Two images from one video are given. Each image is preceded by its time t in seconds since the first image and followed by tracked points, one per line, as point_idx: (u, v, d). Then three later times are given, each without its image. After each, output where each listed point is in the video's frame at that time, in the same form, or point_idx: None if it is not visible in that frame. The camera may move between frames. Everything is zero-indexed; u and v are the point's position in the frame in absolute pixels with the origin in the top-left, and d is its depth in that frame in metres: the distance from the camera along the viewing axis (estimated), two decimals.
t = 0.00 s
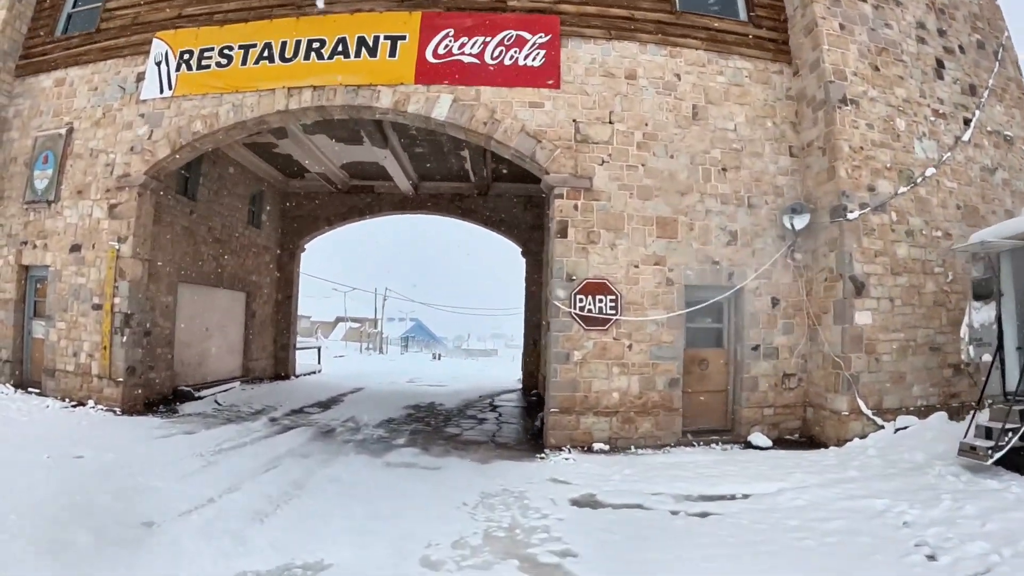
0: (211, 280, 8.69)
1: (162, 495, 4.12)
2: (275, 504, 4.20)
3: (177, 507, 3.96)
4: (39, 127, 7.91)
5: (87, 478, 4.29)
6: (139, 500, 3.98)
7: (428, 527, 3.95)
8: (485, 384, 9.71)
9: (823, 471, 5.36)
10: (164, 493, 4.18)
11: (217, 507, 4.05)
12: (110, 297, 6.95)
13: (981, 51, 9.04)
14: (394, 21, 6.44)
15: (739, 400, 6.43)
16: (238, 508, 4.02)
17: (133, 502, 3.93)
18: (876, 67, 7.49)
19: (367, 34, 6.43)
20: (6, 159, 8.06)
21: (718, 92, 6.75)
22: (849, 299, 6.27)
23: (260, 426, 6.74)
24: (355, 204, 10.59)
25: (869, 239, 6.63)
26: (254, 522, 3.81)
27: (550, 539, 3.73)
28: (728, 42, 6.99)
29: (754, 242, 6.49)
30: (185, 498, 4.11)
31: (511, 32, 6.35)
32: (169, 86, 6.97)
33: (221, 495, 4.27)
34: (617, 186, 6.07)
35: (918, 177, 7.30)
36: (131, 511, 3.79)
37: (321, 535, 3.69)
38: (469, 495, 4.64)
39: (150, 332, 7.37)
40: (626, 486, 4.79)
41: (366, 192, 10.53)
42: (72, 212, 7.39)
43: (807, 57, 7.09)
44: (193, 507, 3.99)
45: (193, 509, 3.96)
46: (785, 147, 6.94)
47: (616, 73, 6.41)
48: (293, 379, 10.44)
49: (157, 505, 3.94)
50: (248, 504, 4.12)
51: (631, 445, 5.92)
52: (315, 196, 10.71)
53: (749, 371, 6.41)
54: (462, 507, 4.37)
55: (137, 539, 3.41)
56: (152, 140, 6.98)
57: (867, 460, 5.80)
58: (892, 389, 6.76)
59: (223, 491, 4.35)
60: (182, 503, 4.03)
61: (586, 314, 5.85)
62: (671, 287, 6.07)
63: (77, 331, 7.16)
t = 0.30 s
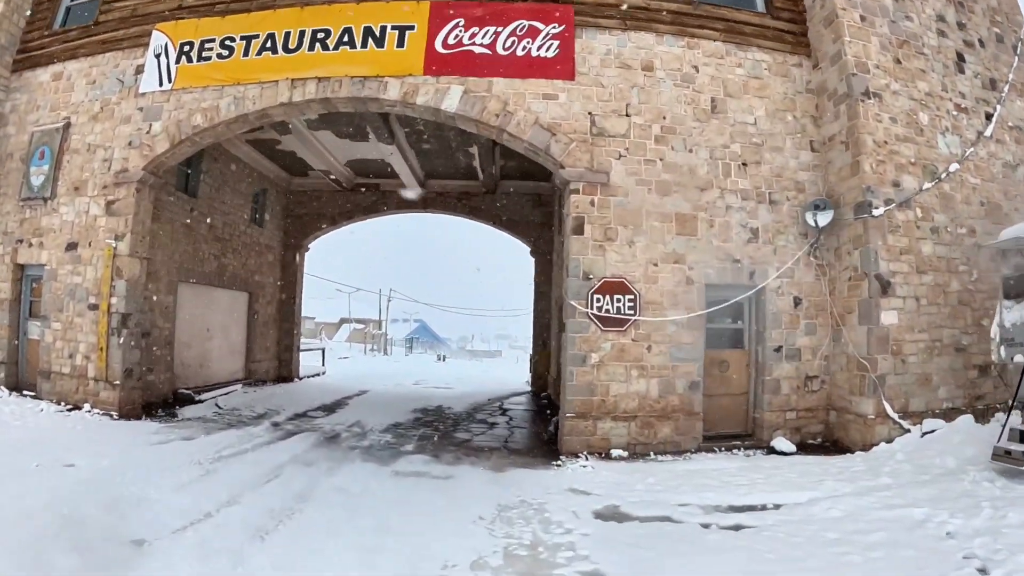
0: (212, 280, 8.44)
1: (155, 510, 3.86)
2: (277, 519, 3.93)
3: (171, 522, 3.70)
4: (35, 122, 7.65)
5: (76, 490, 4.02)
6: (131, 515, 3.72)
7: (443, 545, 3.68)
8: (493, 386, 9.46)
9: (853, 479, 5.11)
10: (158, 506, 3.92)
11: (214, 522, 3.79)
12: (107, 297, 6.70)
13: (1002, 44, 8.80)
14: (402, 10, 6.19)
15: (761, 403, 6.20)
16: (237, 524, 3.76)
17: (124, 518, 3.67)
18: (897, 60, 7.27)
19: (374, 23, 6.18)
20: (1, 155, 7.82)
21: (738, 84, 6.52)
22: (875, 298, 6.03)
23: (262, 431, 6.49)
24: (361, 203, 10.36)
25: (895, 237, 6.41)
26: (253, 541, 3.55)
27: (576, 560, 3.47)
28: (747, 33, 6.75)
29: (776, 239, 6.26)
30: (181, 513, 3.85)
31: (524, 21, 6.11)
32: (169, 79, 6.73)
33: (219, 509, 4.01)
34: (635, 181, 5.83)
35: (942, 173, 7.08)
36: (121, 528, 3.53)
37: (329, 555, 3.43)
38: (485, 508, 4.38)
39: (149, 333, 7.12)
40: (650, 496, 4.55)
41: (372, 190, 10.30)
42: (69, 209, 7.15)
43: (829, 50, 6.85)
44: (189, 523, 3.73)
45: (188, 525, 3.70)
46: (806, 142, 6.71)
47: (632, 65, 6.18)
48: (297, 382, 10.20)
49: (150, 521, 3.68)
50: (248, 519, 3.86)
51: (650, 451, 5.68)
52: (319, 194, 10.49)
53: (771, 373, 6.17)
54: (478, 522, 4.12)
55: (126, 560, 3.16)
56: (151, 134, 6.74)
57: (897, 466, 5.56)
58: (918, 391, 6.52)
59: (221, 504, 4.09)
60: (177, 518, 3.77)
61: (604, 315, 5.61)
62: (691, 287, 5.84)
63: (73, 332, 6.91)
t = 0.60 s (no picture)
0: (217, 282, 8.20)
1: (154, 526, 3.61)
2: (283, 536, 3.68)
3: (170, 541, 3.45)
4: (35, 119, 7.42)
5: (69, 504, 3.76)
6: (127, 533, 3.47)
7: (463, 565, 3.42)
8: (505, 390, 9.20)
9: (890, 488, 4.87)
10: (157, 523, 3.67)
11: (216, 540, 3.54)
12: (107, 298, 6.46)
13: None
14: (413, 0, 5.97)
15: (787, 408, 5.97)
16: (242, 542, 3.51)
17: (120, 536, 3.43)
18: (921, 54, 7.06)
19: (384, 14, 5.96)
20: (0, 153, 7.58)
21: (760, 78, 6.30)
22: (905, 298, 5.80)
23: (268, 438, 6.24)
24: (369, 203, 10.14)
25: (923, 234, 6.20)
26: (257, 562, 3.29)
27: None
28: (768, 26, 6.53)
29: (802, 238, 6.05)
30: (180, 530, 3.60)
31: (540, 12, 5.88)
32: (172, 73, 6.50)
33: (222, 525, 3.76)
34: (656, 177, 5.61)
35: (968, 169, 6.86)
36: (115, 548, 3.28)
37: None
38: (507, 522, 4.11)
39: (150, 337, 6.87)
40: (681, 507, 4.30)
41: (380, 190, 10.09)
42: (68, 208, 6.91)
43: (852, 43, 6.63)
44: (189, 542, 3.48)
45: (188, 544, 3.45)
46: (830, 138, 6.49)
47: (652, 57, 5.96)
48: (304, 386, 9.96)
49: (147, 540, 3.43)
50: (253, 536, 3.60)
51: (674, 459, 5.44)
52: (326, 195, 10.27)
53: (798, 377, 5.95)
54: (501, 539, 3.86)
55: None
56: (153, 130, 6.51)
57: (932, 472, 5.33)
58: (949, 394, 6.29)
59: (224, 520, 3.84)
60: (177, 536, 3.52)
61: (626, 317, 5.38)
62: (716, 287, 5.61)
63: (72, 335, 6.67)
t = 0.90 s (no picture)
0: (219, 284, 7.99)
1: (149, 544, 3.39)
2: (288, 554, 3.46)
3: (167, 560, 3.23)
4: (34, 117, 7.22)
5: (61, 519, 3.53)
6: (122, 551, 3.25)
7: None
8: (514, 396, 8.99)
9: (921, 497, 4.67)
10: (154, 540, 3.45)
11: (216, 559, 3.31)
12: (105, 300, 6.24)
13: None
14: None
15: (809, 414, 5.78)
16: (244, 561, 3.29)
17: (114, 555, 3.21)
18: (941, 50, 6.88)
19: (393, 7, 5.77)
20: None
21: (779, 74, 6.12)
22: (930, 300, 5.62)
23: (272, 446, 6.02)
24: (374, 205, 9.95)
25: (948, 234, 6.01)
26: None
27: None
28: (786, 21, 6.35)
29: (824, 238, 5.86)
30: (179, 548, 3.38)
31: (554, 6, 5.69)
32: (174, 68, 6.31)
33: (222, 542, 3.54)
34: (675, 175, 5.42)
35: (991, 167, 6.68)
36: (108, 568, 3.07)
37: None
38: (527, 537, 3.89)
39: (150, 341, 6.66)
40: (708, 520, 4.09)
41: (386, 191, 9.90)
42: (66, 208, 6.70)
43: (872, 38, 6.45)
44: (187, 561, 3.26)
45: (186, 564, 3.23)
46: (850, 135, 6.30)
47: (669, 52, 5.78)
48: (307, 390, 9.74)
49: (142, 559, 3.21)
50: (256, 555, 3.38)
51: (695, 467, 5.24)
52: (331, 196, 10.08)
53: (821, 381, 5.75)
54: (522, 557, 3.62)
55: None
56: (154, 127, 6.31)
57: (963, 479, 5.12)
58: (974, 398, 6.09)
59: (225, 537, 3.62)
60: (174, 555, 3.30)
61: (645, 320, 5.19)
62: (737, 288, 5.42)
63: (70, 338, 6.45)
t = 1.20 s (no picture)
0: (220, 285, 7.75)
1: (140, 563, 3.14)
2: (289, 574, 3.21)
3: None
4: (30, 111, 6.99)
5: (43, 538, 3.28)
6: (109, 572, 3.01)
7: None
8: (523, 399, 8.75)
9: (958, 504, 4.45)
10: (145, 559, 3.20)
11: None
12: (101, 301, 6.00)
13: None
14: None
15: (834, 418, 5.57)
16: None
17: None
18: (964, 42, 6.67)
19: None
20: None
21: (800, 66, 5.91)
22: (958, 299, 5.40)
23: (274, 453, 5.78)
24: (380, 204, 9.73)
25: (975, 231, 5.80)
26: None
27: None
28: (806, 11, 6.14)
29: (848, 235, 5.65)
30: (171, 567, 3.14)
31: None
32: (173, 60, 6.09)
33: (219, 561, 3.29)
34: (696, 169, 5.21)
35: (1016, 162, 6.47)
36: None
37: None
38: (547, 553, 3.64)
39: (147, 342, 6.42)
40: (739, 532, 3.86)
41: (392, 190, 9.68)
42: (61, 204, 6.46)
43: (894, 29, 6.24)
44: None
45: None
46: (873, 129, 6.09)
47: (687, 43, 5.57)
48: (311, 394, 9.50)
49: None
50: None
51: (717, 474, 5.01)
52: (335, 194, 9.86)
53: (846, 383, 5.54)
54: None
55: None
56: (152, 120, 6.08)
57: (998, 485, 4.90)
58: (1003, 401, 5.86)
59: (222, 554, 3.37)
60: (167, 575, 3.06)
61: (666, 320, 4.97)
62: (761, 288, 5.20)
63: (65, 340, 6.21)
